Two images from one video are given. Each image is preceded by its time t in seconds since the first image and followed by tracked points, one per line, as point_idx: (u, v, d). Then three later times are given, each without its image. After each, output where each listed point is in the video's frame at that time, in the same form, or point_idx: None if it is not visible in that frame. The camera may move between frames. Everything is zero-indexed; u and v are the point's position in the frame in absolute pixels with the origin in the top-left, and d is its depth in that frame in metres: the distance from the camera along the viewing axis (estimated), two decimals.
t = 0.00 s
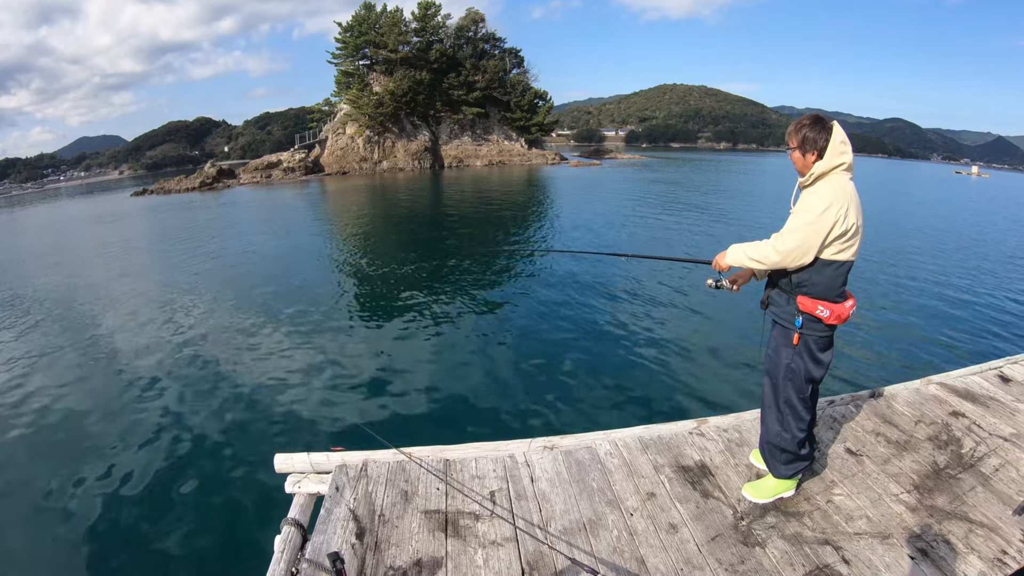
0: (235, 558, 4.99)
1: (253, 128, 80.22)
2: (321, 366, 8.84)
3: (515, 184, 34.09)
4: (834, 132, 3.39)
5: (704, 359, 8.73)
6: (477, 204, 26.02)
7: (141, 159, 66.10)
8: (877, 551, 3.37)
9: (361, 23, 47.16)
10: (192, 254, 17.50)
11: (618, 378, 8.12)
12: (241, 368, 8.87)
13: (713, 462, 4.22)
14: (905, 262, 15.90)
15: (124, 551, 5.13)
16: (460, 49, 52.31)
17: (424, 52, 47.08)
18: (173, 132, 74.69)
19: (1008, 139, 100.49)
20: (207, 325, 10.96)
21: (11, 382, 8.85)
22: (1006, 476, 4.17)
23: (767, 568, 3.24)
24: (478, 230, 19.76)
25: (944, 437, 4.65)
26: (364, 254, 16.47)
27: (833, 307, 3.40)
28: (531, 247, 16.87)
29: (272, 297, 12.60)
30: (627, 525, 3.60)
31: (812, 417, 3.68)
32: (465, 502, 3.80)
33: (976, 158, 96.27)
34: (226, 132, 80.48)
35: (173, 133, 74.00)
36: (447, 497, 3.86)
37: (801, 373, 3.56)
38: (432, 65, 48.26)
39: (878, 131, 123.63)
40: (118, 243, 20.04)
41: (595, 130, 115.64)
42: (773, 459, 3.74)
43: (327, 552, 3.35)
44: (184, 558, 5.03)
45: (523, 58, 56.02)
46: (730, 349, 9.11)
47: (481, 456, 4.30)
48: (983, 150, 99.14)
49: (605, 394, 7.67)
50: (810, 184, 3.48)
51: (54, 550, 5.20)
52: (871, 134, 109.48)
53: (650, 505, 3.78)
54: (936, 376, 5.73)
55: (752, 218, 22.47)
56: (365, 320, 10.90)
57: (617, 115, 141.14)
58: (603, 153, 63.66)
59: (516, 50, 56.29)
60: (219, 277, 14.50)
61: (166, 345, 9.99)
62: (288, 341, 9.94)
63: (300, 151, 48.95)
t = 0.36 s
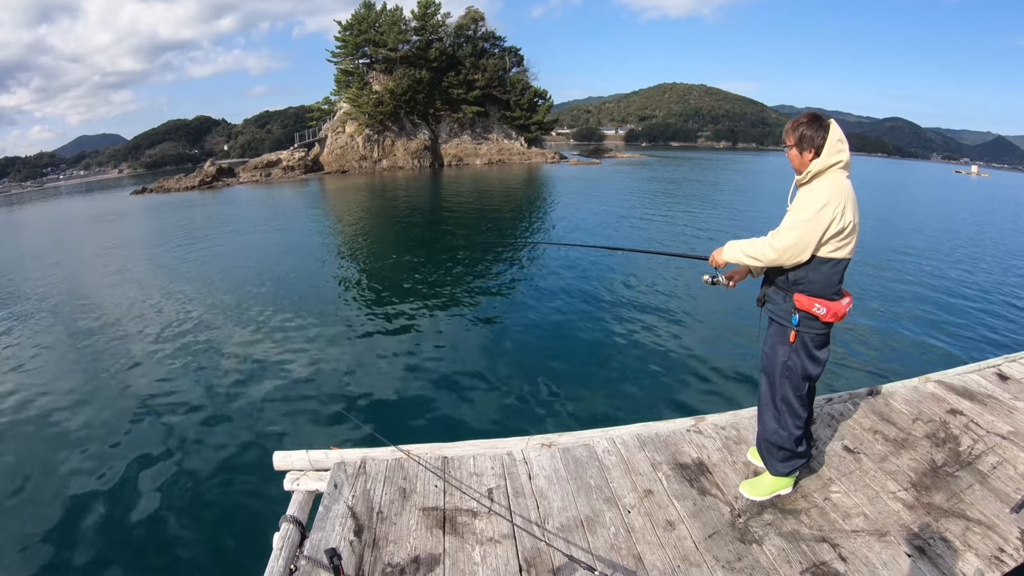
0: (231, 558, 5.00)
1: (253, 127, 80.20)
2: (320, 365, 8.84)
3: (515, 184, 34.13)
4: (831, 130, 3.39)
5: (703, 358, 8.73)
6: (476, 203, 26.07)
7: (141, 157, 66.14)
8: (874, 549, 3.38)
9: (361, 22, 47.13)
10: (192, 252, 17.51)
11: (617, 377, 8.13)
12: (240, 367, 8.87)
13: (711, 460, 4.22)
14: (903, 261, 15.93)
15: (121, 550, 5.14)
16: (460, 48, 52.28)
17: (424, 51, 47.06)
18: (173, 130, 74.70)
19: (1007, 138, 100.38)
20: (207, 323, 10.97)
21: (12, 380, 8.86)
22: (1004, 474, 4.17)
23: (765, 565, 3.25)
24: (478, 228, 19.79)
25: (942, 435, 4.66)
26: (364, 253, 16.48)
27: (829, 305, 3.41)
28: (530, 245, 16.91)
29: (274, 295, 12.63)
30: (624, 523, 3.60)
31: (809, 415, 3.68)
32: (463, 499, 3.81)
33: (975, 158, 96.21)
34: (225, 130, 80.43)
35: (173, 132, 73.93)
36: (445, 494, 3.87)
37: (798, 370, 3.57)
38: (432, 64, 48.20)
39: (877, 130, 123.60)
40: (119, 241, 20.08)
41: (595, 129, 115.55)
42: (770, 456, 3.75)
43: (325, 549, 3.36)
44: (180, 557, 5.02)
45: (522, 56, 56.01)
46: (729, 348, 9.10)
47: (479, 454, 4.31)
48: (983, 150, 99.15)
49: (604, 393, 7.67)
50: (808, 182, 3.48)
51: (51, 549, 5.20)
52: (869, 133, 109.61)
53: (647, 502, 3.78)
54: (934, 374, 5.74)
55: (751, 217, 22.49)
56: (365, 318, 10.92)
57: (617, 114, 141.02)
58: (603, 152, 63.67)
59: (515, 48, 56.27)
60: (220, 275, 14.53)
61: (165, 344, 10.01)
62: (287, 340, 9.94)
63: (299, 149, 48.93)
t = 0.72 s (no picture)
0: (226, 557, 4.99)
1: (253, 125, 80.16)
2: (320, 363, 8.85)
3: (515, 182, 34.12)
4: (828, 128, 3.40)
5: (703, 357, 8.73)
6: (476, 201, 26.10)
7: (140, 156, 66.09)
8: (872, 546, 3.39)
9: (361, 21, 47.04)
10: (192, 251, 17.51)
11: (616, 375, 8.15)
12: (240, 365, 8.88)
13: (709, 457, 4.24)
14: (903, 259, 15.96)
15: (115, 550, 5.13)
16: (460, 47, 52.22)
17: (424, 50, 47.01)
18: (172, 129, 74.62)
19: (1007, 138, 100.23)
20: (207, 322, 10.98)
21: (12, 379, 8.88)
22: (1002, 472, 4.18)
23: (763, 562, 3.26)
24: (478, 227, 19.84)
25: (941, 433, 4.67)
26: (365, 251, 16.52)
27: (826, 303, 3.41)
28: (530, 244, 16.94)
29: (274, 293, 12.64)
30: (623, 520, 3.62)
31: (807, 413, 3.69)
32: (462, 496, 3.82)
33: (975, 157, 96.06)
34: (225, 129, 80.36)
35: (172, 130, 73.84)
36: (444, 491, 3.88)
37: (796, 368, 3.57)
38: (432, 63, 48.12)
39: (877, 129, 123.50)
40: (119, 240, 20.11)
41: (595, 128, 115.45)
42: (768, 454, 3.76)
43: (325, 545, 3.38)
44: (177, 556, 5.02)
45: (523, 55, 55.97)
46: (729, 347, 9.12)
47: (479, 451, 4.32)
48: (983, 149, 99.05)
49: (604, 391, 7.67)
50: (805, 180, 3.49)
51: (47, 547, 5.21)
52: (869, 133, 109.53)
53: (646, 500, 3.79)
54: (933, 372, 5.75)
55: (751, 215, 22.53)
56: (365, 317, 10.96)
57: (617, 113, 140.92)
58: (603, 151, 63.70)
59: (515, 47, 56.20)
60: (220, 274, 14.55)
61: (165, 342, 10.02)
62: (287, 338, 9.94)
63: (299, 148, 48.87)
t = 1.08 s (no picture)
0: (223, 558, 5.00)
1: (253, 125, 80.14)
2: (320, 363, 8.86)
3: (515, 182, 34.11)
4: (827, 129, 3.40)
5: (703, 357, 8.73)
6: (476, 201, 26.11)
7: (141, 156, 66.08)
8: (871, 546, 3.40)
9: (361, 20, 46.97)
10: (192, 250, 17.49)
11: (616, 374, 8.17)
12: (241, 365, 8.89)
13: (709, 457, 4.25)
14: (902, 259, 15.99)
15: (109, 550, 5.13)
16: (461, 46, 52.20)
17: (424, 50, 46.97)
18: (172, 128, 74.54)
19: (1007, 138, 100.21)
20: (207, 321, 11.00)
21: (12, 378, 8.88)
22: (1001, 472, 4.19)
23: (762, 562, 3.27)
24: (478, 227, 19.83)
25: (939, 433, 4.68)
26: (365, 250, 16.54)
27: (825, 303, 3.42)
28: (530, 244, 16.94)
29: (274, 293, 12.65)
30: (622, 519, 3.63)
31: (805, 413, 3.69)
32: (462, 496, 3.84)
33: (974, 157, 96.01)
34: (225, 129, 80.34)
35: (172, 129, 73.83)
36: (444, 491, 3.89)
37: (794, 369, 3.57)
38: (432, 62, 48.09)
39: (877, 128, 123.46)
40: (120, 239, 20.11)
41: (595, 127, 115.41)
42: (767, 454, 3.77)
43: (325, 544, 3.40)
44: (171, 557, 5.02)
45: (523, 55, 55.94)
46: (729, 347, 9.12)
47: (478, 451, 4.33)
48: (983, 149, 99.01)
49: (604, 391, 7.68)
50: (804, 181, 3.49)
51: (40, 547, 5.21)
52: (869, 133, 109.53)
53: (645, 499, 3.80)
54: (932, 372, 5.76)
55: (751, 215, 22.53)
56: (365, 316, 10.97)
57: (617, 113, 141.07)
58: (603, 150, 63.70)
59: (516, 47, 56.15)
60: (221, 273, 14.54)
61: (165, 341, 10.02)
62: (287, 338, 9.95)
63: (299, 147, 48.82)
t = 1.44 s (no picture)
0: (222, 556, 5.00)
1: (253, 124, 80.07)
2: (320, 363, 8.85)
3: (516, 181, 34.05)
4: (826, 129, 3.40)
5: (703, 357, 8.73)
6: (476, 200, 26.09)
7: (141, 154, 66.07)
8: (871, 547, 3.40)
9: (361, 19, 46.90)
10: (192, 249, 17.48)
11: (616, 374, 8.18)
12: (241, 364, 8.89)
13: (709, 457, 4.25)
14: (902, 260, 15.99)
15: (105, 550, 5.12)
16: (461, 45, 52.15)
17: (424, 49, 46.92)
18: (173, 127, 74.46)
19: (1008, 138, 100.04)
20: (207, 320, 11.00)
21: (12, 376, 8.89)
22: (1001, 473, 4.19)
23: (762, 562, 3.27)
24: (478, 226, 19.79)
25: (939, 434, 4.68)
26: (366, 250, 16.53)
27: (824, 304, 3.41)
28: (531, 244, 16.91)
29: (274, 292, 12.64)
30: (622, 519, 3.63)
31: (805, 414, 3.69)
32: (461, 496, 3.84)
33: (975, 157, 95.83)
34: (225, 128, 80.28)
35: (173, 128, 73.77)
36: (444, 491, 3.89)
37: (793, 370, 3.57)
38: (433, 61, 48.05)
39: (878, 128, 123.30)
40: (120, 237, 20.10)
41: (596, 127, 115.30)
42: (767, 455, 3.77)
43: (324, 544, 3.40)
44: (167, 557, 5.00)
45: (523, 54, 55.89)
46: (729, 347, 9.11)
47: (478, 451, 4.33)
48: (984, 149, 98.83)
49: (603, 392, 7.67)
50: (803, 182, 3.49)
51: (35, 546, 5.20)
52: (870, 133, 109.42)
53: (645, 499, 3.81)
54: (932, 373, 5.76)
55: (751, 215, 22.49)
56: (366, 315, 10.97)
57: (618, 112, 140.99)
58: (603, 150, 63.63)
59: (516, 46, 56.09)
60: (221, 272, 14.53)
61: (165, 340, 10.03)
62: (287, 337, 9.95)
63: (300, 146, 48.77)
